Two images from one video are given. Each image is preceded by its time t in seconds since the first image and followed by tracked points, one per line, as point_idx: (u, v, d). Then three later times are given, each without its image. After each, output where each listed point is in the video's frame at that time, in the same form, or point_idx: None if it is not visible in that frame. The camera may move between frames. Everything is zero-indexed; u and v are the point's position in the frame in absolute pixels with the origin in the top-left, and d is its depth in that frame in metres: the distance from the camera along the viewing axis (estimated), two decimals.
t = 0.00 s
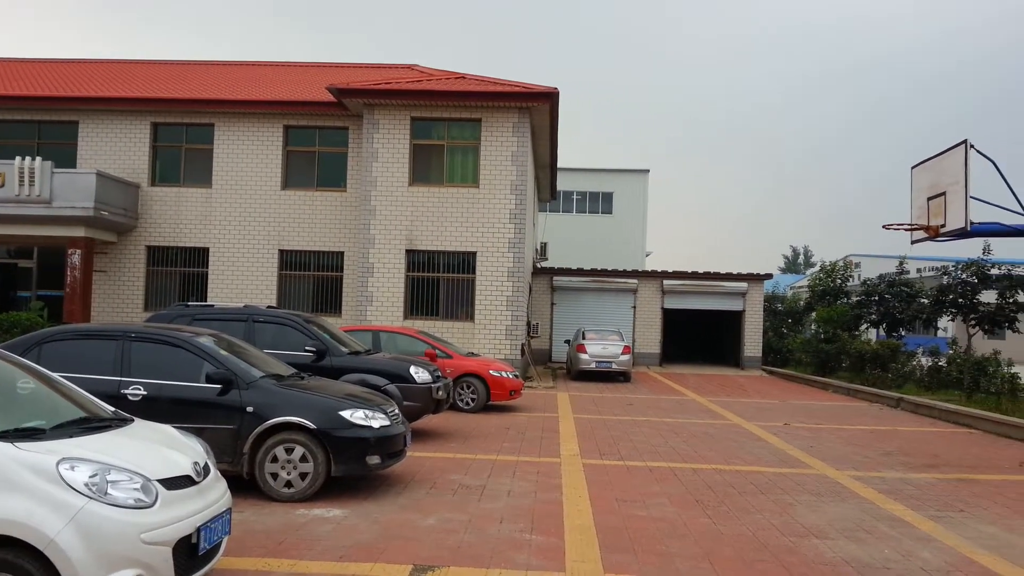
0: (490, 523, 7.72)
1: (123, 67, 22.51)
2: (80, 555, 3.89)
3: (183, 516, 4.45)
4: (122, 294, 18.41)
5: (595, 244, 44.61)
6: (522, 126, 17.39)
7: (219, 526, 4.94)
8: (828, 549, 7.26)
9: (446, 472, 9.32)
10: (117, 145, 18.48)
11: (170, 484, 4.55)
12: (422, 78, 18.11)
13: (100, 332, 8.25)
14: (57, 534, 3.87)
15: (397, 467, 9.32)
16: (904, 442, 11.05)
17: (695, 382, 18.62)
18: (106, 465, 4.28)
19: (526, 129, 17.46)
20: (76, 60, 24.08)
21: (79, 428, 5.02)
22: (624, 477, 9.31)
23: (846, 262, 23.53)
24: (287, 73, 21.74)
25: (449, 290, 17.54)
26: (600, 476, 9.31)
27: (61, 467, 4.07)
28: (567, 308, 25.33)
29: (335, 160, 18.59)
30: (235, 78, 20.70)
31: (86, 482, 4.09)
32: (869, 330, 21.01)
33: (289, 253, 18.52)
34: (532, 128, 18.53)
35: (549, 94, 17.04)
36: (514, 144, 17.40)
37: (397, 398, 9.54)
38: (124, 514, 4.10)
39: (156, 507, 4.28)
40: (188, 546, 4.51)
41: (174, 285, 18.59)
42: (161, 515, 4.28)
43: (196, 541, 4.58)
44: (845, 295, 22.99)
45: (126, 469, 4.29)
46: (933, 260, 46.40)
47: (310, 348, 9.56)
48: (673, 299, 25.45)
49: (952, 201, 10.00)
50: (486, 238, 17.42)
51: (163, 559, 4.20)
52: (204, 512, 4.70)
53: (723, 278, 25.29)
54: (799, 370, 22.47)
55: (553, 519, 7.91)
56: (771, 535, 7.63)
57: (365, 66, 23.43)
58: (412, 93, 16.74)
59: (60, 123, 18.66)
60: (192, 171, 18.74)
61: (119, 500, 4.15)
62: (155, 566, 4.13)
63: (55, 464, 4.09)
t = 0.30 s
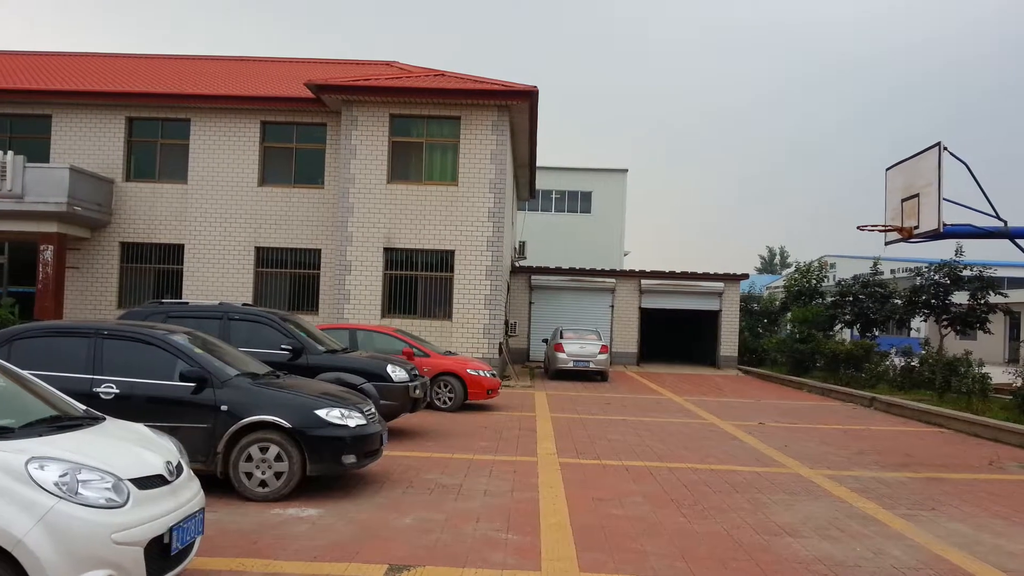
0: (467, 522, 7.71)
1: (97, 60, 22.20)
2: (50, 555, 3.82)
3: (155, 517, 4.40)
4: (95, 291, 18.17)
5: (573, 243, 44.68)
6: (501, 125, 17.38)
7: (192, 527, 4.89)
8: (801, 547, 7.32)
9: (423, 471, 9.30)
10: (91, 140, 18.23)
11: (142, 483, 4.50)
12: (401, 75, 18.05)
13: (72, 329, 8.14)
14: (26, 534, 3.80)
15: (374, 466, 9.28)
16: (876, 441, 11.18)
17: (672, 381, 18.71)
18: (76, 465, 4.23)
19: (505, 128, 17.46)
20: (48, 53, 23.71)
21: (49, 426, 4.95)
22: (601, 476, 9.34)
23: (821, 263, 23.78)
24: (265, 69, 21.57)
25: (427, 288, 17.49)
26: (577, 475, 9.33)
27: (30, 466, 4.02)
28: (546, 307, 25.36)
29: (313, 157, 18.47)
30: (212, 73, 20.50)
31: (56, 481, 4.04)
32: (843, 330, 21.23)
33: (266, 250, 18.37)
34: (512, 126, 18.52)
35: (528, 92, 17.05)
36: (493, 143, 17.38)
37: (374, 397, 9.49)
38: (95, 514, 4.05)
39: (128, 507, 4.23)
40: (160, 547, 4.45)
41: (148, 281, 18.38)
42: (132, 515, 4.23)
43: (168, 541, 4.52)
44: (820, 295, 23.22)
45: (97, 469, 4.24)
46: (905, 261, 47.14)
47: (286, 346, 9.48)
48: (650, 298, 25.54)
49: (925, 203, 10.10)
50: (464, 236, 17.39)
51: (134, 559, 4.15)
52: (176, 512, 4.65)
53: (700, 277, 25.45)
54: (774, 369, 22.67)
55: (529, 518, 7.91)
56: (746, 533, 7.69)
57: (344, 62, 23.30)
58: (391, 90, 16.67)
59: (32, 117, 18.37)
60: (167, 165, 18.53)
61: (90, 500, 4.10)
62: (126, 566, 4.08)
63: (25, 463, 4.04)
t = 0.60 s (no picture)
0: (451, 523, 7.69)
1: (78, 60, 22.01)
2: (29, 560, 3.78)
3: (137, 519, 4.37)
4: (76, 292, 18.01)
5: (559, 243, 44.73)
6: (486, 125, 17.37)
7: (175, 529, 4.85)
8: (785, 546, 7.35)
9: (408, 472, 9.27)
10: (72, 140, 18.07)
11: (124, 486, 4.46)
12: (384, 75, 18.00)
13: (52, 331, 8.05)
14: (5, 539, 3.75)
15: (358, 467, 9.25)
16: (858, 439, 11.25)
17: (657, 381, 18.77)
18: (56, 467, 4.19)
19: (489, 128, 17.45)
20: (28, 53, 23.50)
21: (28, 429, 4.89)
22: (586, 476, 9.35)
23: (804, 263, 23.94)
24: (248, 69, 21.46)
25: (411, 289, 17.44)
26: (562, 476, 9.34)
27: (9, 469, 3.97)
28: (531, 308, 25.36)
29: (296, 157, 18.40)
30: (194, 73, 20.36)
31: (35, 485, 3.99)
32: (826, 330, 21.35)
33: (249, 251, 18.27)
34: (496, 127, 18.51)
35: (512, 93, 17.06)
36: (478, 143, 17.36)
37: (359, 398, 9.46)
38: (76, 518, 4.02)
39: (108, 510, 4.19)
40: (142, 550, 4.42)
41: (130, 283, 18.24)
42: (114, 518, 4.20)
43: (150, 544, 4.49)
44: (803, 295, 23.37)
45: (78, 472, 4.20)
46: (887, 261, 47.60)
47: (269, 348, 9.44)
48: (635, 298, 25.59)
49: (907, 204, 10.18)
50: (449, 236, 17.36)
51: (116, 563, 4.11)
52: (158, 514, 4.61)
53: (685, 277, 25.54)
54: (758, 369, 22.79)
55: (514, 519, 7.91)
56: (730, 532, 7.71)
57: (328, 62, 23.25)
58: (375, 89, 16.62)
59: (12, 117, 18.20)
60: (149, 166, 18.39)
61: (70, 504, 4.07)
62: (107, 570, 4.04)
63: (3, 466, 3.99)
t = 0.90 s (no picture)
0: (428, 522, 7.66)
1: (53, 53, 21.74)
2: None
3: (109, 518, 4.32)
4: (49, 289, 17.79)
5: (538, 243, 44.79)
6: (465, 124, 17.36)
7: (147, 528, 4.79)
8: (759, 544, 7.39)
9: (385, 471, 9.22)
10: (47, 134, 17.84)
11: (96, 484, 4.40)
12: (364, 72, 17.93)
13: (24, 327, 7.94)
14: None
15: (335, 466, 9.19)
16: (833, 439, 11.35)
17: (635, 380, 18.84)
18: (27, 465, 4.13)
19: (469, 127, 17.45)
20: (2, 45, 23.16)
21: None
22: (563, 474, 9.35)
23: (780, 264, 24.14)
24: (226, 65, 21.31)
25: (390, 287, 17.39)
26: (539, 474, 9.34)
27: None
28: (510, 307, 25.36)
29: (275, 154, 18.29)
30: (172, 68, 20.17)
31: (5, 483, 3.94)
32: (802, 330, 21.55)
33: (226, 248, 18.13)
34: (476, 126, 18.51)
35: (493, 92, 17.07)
36: (457, 142, 17.35)
37: (336, 396, 9.40)
38: (47, 517, 3.97)
39: (80, 509, 4.15)
40: (113, 549, 4.38)
41: (105, 279, 18.04)
42: (86, 517, 4.15)
43: (122, 544, 4.44)
44: (779, 296, 23.58)
45: (49, 470, 4.14)
46: (863, 263, 48.19)
47: (246, 345, 9.36)
48: (614, 298, 25.68)
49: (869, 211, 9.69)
50: (428, 235, 17.32)
51: (87, 563, 4.07)
52: (130, 514, 4.56)
53: (663, 278, 25.66)
54: (735, 369, 22.97)
55: (491, 517, 7.89)
56: (705, 530, 7.74)
57: (308, 59, 23.14)
58: (354, 87, 16.57)
59: None
60: (126, 162, 18.20)
61: (41, 502, 4.01)
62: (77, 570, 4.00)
63: None
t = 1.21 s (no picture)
0: (410, 523, 7.64)
1: (30, 50, 21.47)
2: None
3: (86, 521, 4.28)
4: (26, 289, 17.58)
5: (520, 243, 44.82)
6: (447, 123, 17.33)
7: (125, 531, 4.74)
8: (740, 542, 7.44)
9: (366, 471, 9.19)
10: (23, 132, 17.61)
11: (73, 487, 4.35)
12: (345, 71, 17.85)
13: None
14: None
15: (316, 467, 9.14)
16: (812, 437, 11.43)
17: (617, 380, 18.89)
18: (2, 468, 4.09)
19: (451, 126, 17.42)
20: None
21: None
22: (545, 474, 9.36)
23: (761, 264, 24.29)
24: (206, 62, 21.14)
25: (371, 287, 17.33)
26: (521, 474, 9.34)
27: None
28: (493, 307, 25.36)
29: (255, 153, 18.16)
30: (150, 66, 19.97)
31: None
32: (783, 329, 21.71)
33: (206, 247, 18.00)
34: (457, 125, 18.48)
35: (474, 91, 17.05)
36: (439, 141, 17.32)
37: (317, 397, 9.36)
38: (20, 520, 3.93)
39: (56, 512, 4.11)
40: (91, 552, 4.33)
41: (82, 279, 17.85)
42: (62, 519, 4.11)
43: (99, 546, 4.39)
44: (760, 295, 23.73)
45: (24, 472, 4.09)
46: (842, 261, 48.68)
47: (226, 346, 9.30)
48: (596, 298, 25.74)
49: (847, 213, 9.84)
50: (410, 235, 17.27)
51: (64, 565, 4.03)
52: (108, 516, 4.50)
53: (645, 277, 25.75)
54: (716, 368, 23.09)
55: (473, 518, 7.88)
56: (686, 529, 7.78)
57: (289, 57, 23.00)
58: (335, 86, 16.49)
59: None
60: (103, 160, 18.00)
61: (15, 506, 3.97)
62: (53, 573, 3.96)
63: None
